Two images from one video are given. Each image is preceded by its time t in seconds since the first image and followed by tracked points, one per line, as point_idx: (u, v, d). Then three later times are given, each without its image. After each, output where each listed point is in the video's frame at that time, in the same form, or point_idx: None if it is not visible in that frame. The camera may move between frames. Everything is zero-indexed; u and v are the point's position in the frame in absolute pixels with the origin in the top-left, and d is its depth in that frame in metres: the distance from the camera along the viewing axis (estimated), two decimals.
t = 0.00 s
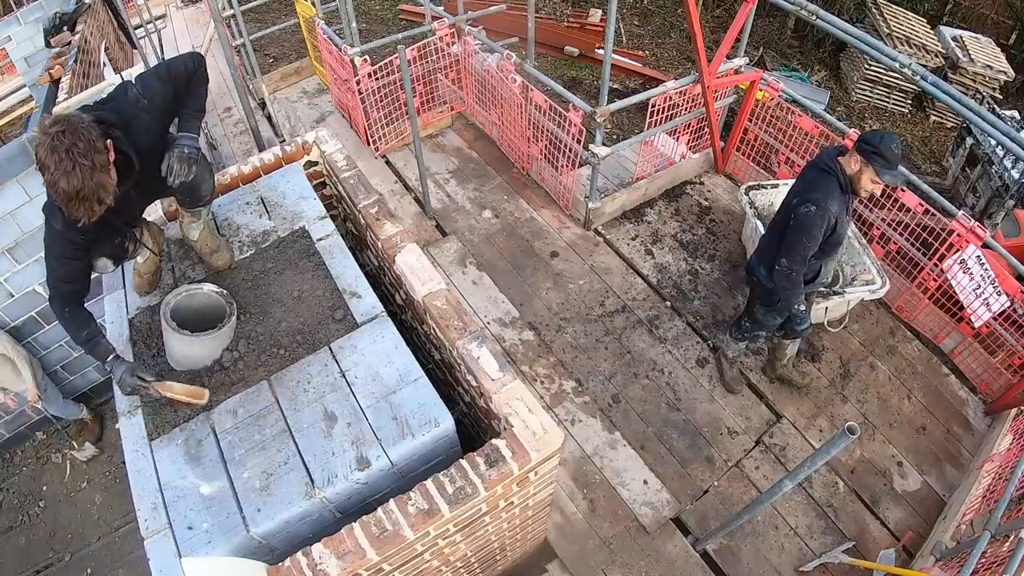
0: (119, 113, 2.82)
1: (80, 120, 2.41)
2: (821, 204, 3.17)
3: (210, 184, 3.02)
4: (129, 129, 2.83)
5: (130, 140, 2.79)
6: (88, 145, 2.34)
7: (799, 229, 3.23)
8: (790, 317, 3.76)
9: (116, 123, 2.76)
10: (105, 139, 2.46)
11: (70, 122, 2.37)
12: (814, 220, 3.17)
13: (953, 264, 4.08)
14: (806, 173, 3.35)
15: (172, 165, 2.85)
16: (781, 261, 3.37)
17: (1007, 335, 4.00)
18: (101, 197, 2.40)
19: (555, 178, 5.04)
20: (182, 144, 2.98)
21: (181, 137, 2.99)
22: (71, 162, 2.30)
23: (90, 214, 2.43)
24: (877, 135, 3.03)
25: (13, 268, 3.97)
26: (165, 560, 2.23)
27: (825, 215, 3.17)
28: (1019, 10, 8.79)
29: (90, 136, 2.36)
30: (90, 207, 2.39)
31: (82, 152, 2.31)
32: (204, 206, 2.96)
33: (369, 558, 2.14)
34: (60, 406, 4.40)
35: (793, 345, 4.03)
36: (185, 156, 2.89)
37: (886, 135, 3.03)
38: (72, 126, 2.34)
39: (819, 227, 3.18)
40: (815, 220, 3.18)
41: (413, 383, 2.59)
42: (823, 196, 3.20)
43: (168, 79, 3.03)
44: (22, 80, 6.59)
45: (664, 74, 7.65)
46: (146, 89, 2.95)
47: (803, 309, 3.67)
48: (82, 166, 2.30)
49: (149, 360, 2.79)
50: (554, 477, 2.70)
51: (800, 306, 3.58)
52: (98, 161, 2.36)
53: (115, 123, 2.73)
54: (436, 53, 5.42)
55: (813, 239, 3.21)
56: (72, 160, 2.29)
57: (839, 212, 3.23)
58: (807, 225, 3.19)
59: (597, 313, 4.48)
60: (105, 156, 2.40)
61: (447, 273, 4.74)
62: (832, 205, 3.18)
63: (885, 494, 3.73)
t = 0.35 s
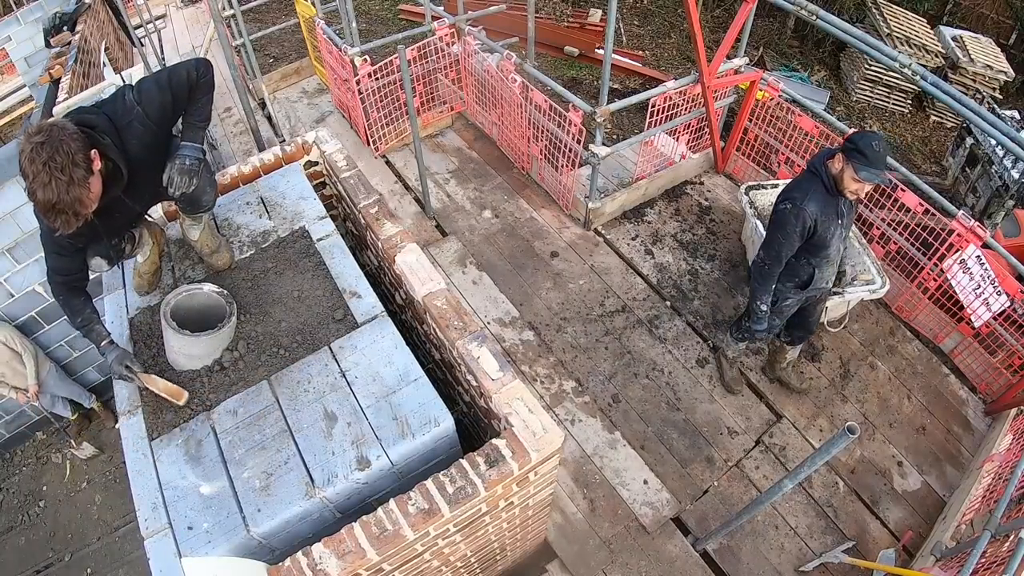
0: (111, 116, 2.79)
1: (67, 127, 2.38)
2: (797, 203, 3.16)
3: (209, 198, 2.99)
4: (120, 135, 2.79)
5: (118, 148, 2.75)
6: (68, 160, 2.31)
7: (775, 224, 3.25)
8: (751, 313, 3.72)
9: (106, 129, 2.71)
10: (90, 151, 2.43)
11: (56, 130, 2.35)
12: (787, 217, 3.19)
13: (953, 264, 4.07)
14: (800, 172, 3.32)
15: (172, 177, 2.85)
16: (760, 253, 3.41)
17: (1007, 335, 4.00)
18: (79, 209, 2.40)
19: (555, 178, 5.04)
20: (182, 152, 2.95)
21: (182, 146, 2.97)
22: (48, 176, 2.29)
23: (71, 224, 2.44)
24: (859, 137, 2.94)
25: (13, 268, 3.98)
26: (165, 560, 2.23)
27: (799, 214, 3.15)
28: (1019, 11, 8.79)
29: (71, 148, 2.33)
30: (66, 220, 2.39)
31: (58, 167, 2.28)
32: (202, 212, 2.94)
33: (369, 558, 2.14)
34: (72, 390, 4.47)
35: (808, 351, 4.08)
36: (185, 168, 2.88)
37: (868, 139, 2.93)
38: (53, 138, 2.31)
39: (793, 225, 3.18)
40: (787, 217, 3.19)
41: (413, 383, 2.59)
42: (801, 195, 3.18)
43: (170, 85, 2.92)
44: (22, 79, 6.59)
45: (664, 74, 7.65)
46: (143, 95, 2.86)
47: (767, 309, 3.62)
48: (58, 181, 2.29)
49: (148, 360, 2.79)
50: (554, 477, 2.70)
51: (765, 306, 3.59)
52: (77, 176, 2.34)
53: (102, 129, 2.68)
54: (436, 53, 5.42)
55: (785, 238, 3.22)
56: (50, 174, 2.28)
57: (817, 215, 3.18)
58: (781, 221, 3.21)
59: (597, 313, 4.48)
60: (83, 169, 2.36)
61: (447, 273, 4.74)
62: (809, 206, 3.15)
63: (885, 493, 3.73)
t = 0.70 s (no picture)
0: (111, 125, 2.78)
1: (69, 150, 2.36)
2: (802, 202, 3.12)
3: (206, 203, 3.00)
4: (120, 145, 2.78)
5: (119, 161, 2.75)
6: (69, 188, 2.31)
7: (780, 221, 3.22)
8: (751, 310, 3.68)
9: (106, 141, 2.71)
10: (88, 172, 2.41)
11: (58, 154, 2.33)
12: (790, 215, 3.14)
13: (953, 264, 4.07)
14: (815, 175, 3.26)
15: (168, 185, 2.89)
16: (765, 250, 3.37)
17: (1008, 335, 4.00)
18: (80, 231, 2.42)
19: (555, 178, 5.04)
20: (178, 159, 2.99)
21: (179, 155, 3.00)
22: (50, 205, 2.30)
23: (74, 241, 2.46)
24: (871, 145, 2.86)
25: (13, 268, 4.02)
26: (165, 560, 2.23)
27: (802, 215, 3.10)
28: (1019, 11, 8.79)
29: (70, 176, 2.31)
30: (68, 241, 2.42)
31: (59, 195, 2.29)
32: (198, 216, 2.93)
33: (369, 558, 2.14)
34: (77, 387, 4.57)
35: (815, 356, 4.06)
36: (182, 175, 2.92)
37: (881, 147, 2.84)
38: (53, 166, 2.29)
39: (796, 226, 3.12)
40: (791, 217, 3.15)
41: (413, 383, 2.59)
42: (809, 197, 3.14)
43: (172, 96, 2.91)
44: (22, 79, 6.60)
45: (664, 74, 7.65)
46: (145, 106, 2.84)
47: (765, 308, 3.56)
48: (60, 211, 2.31)
49: (148, 360, 2.79)
50: (554, 477, 2.70)
51: (765, 305, 3.53)
52: (77, 203, 2.34)
53: (103, 141, 2.68)
54: (436, 53, 5.43)
55: (788, 238, 3.17)
56: (52, 203, 2.30)
57: (822, 219, 3.11)
58: (786, 219, 3.16)
59: (597, 313, 4.48)
60: (85, 194, 2.37)
61: (447, 273, 4.74)
62: (814, 208, 3.09)
63: (885, 494, 3.73)
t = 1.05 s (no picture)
0: (82, 116, 2.72)
1: (38, 158, 2.39)
2: (836, 201, 3.11)
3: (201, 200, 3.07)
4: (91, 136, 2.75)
5: (90, 153, 2.76)
6: (43, 196, 2.39)
7: (810, 219, 3.20)
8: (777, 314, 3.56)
9: (77, 137, 2.68)
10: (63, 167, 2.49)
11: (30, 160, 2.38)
12: (821, 213, 3.13)
13: (953, 264, 4.07)
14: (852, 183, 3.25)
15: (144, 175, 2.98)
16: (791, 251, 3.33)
17: (1007, 335, 4.00)
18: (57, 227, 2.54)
19: (555, 178, 5.04)
20: (155, 150, 3.03)
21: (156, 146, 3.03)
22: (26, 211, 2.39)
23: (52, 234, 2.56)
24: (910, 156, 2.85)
25: (13, 267, 4.02)
26: (165, 560, 2.23)
27: (834, 214, 3.08)
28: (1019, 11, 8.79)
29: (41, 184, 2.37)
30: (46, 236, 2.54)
31: (34, 204, 2.38)
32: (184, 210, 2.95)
33: (369, 558, 2.15)
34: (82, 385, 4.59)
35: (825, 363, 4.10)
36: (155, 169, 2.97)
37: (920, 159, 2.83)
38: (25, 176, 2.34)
39: (825, 225, 3.10)
40: (821, 213, 3.13)
41: (413, 383, 2.59)
42: (842, 197, 3.13)
43: (151, 99, 2.80)
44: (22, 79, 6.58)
45: (664, 74, 7.65)
46: (123, 104, 2.76)
47: (791, 311, 3.44)
48: (38, 218, 2.41)
49: (148, 360, 2.79)
50: (554, 477, 2.70)
51: (790, 309, 3.44)
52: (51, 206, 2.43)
53: (74, 139, 2.66)
54: (436, 53, 5.43)
55: (816, 234, 3.14)
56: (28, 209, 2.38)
57: (852, 221, 3.10)
58: (817, 217, 3.15)
59: (597, 313, 4.48)
60: (59, 197, 2.45)
61: (447, 273, 4.74)
62: (847, 208, 3.07)
63: (885, 494, 3.73)
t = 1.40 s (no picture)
0: (58, 72, 2.59)
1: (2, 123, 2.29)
2: (852, 204, 3.09)
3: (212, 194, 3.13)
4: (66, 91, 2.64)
5: (60, 112, 2.63)
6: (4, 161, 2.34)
7: (826, 219, 3.19)
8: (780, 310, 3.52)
9: (52, 93, 2.56)
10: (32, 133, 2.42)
11: None
12: (837, 213, 3.11)
13: (953, 264, 4.07)
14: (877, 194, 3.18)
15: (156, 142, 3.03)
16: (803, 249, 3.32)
17: (1007, 335, 4.00)
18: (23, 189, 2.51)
19: (555, 178, 5.04)
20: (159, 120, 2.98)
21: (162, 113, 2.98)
22: None
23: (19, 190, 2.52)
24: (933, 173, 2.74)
25: (13, 268, 4.01)
26: (165, 560, 2.23)
27: (848, 216, 3.06)
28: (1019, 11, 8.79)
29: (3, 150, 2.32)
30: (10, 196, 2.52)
31: None
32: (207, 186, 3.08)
33: (369, 558, 2.15)
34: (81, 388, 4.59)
35: (825, 364, 4.10)
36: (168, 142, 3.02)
37: (942, 180, 2.72)
38: None
39: (838, 227, 3.09)
40: (838, 213, 3.11)
41: (413, 383, 2.59)
42: (861, 200, 3.11)
43: (136, 69, 2.72)
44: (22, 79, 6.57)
45: (664, 75, 7.65)
46: (106, 66, 2.65)
47: (793, 308, 3.41)
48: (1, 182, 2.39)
49: (148, 360, 2.79)
50: (554, 477, 2.69)
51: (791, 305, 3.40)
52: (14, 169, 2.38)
53: (48, 97, 2.54)
54: (436, 53, 5.43)
55: (827, 233, 3.12)
56: None
57: (866, 226, 3.06)
58: (832, 217, 3.14)
59: (597, 313, 4.48)
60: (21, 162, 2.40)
61: (447, 273, 4.74)
62: (861, 214, 3.04)
63: (885, 493, 3.73)
